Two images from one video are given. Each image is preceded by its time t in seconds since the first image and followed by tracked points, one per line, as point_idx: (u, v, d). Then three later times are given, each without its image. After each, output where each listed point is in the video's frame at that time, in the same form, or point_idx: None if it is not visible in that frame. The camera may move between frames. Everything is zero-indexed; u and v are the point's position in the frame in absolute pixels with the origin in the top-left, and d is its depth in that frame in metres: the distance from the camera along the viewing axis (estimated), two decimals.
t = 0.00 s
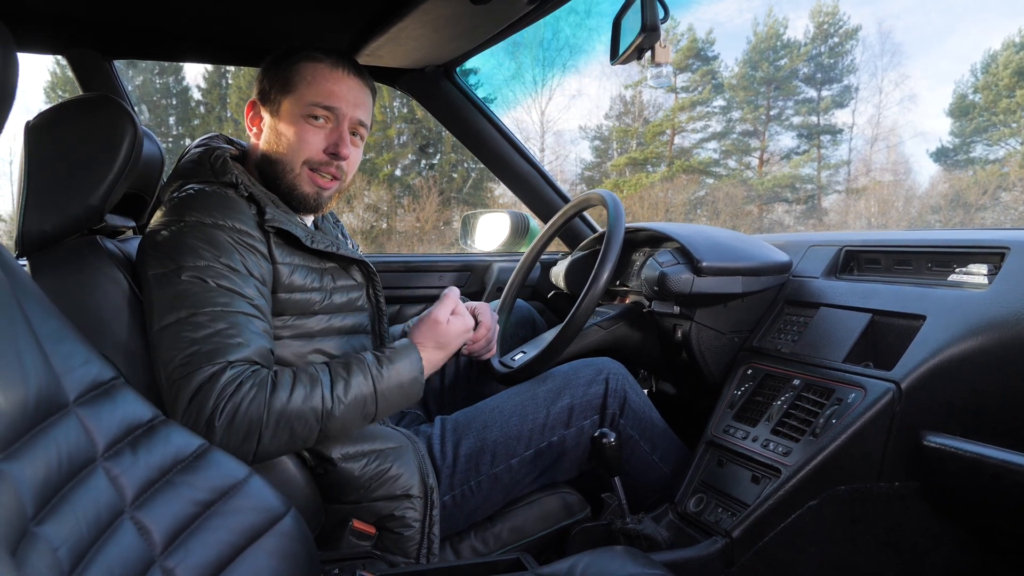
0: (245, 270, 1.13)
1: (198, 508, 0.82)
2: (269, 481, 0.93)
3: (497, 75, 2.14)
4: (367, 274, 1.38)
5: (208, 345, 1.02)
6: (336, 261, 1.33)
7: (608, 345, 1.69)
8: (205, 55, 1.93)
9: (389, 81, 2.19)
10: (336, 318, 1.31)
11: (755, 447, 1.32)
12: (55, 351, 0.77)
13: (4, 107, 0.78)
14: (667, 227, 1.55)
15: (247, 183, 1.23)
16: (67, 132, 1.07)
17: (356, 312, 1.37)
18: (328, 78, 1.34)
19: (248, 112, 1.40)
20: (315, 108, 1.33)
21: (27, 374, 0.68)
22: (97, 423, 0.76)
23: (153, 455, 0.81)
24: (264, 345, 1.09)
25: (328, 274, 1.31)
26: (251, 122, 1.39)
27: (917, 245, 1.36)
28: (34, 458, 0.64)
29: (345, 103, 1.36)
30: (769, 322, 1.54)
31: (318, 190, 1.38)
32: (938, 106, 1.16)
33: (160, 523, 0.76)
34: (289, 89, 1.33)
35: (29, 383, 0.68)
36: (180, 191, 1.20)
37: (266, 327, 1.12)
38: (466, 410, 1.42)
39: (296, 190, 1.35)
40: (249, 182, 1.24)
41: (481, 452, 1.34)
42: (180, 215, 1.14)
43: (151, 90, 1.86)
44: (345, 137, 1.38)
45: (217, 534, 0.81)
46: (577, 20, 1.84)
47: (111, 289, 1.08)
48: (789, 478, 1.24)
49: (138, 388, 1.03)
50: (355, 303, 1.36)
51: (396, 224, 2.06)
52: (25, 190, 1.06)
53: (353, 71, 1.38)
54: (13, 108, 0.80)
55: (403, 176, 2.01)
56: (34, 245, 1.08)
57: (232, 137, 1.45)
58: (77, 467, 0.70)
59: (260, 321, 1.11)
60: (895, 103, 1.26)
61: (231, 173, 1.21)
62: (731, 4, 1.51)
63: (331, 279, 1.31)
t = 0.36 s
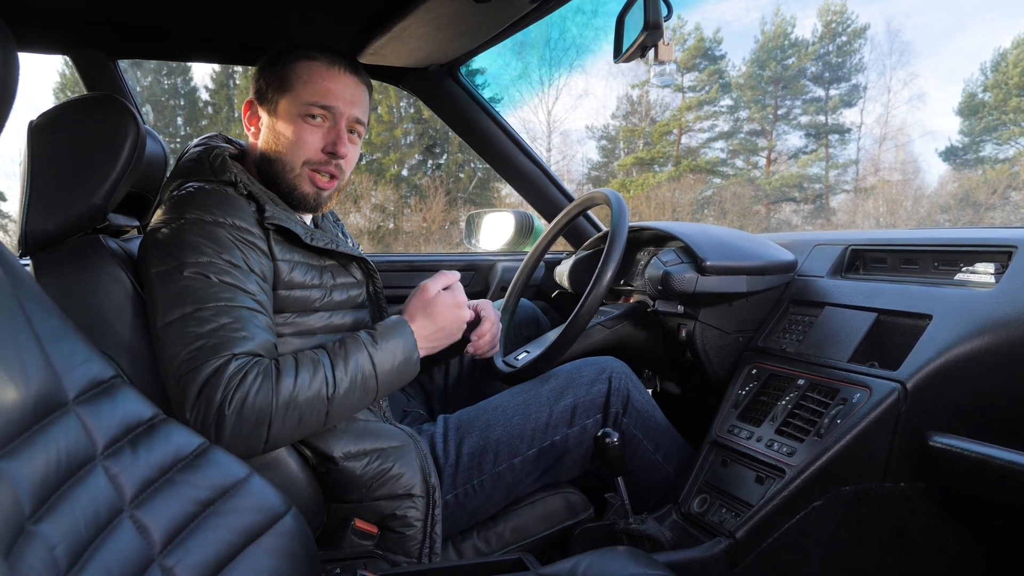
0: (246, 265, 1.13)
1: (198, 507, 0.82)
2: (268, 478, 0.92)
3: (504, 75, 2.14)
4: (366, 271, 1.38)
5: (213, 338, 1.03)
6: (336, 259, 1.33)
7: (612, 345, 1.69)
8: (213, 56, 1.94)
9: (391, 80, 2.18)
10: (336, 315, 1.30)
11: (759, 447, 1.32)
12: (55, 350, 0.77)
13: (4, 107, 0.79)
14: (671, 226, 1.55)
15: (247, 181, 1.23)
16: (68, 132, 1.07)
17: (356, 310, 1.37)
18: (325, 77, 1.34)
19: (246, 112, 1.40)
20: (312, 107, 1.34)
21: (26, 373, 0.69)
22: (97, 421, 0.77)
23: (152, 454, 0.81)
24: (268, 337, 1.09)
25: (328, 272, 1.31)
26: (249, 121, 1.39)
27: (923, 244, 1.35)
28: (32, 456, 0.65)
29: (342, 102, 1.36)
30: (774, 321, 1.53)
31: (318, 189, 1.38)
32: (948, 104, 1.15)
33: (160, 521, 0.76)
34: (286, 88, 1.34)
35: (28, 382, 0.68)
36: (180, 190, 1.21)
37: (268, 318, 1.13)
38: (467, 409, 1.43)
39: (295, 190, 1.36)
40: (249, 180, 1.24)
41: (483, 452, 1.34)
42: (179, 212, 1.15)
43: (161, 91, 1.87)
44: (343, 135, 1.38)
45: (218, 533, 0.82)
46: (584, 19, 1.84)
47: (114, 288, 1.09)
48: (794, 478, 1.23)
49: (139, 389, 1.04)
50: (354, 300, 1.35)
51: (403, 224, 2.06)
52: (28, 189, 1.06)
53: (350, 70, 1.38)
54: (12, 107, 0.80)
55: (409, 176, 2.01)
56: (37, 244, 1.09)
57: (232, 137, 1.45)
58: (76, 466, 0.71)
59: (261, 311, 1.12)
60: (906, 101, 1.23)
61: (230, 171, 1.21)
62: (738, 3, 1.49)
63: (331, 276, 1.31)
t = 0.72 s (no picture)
0: (252, 266, 1.15)
1: (195, 505, 0.82)
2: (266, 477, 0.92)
3: (511, 75, 2.13)
4: (367, 271, 1.38)
5: (228, 339, 1.04)
6: (336, 259, 1.33)
7: (613, 345, 1.69)
8: (220, 57, 1.96)
9: (393, 81, 2.18)
10: (336, 315, 1.30)
11: (759, 447, 1.31)
12: (54, 349, 0.77)
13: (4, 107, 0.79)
14: (672, 225, 1.54)
15: (248, 182, 1.23)
16: (71, 132, 1.08)
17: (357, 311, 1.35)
18: (314, 77, 1.34)
19: (240, 113, 1.41)
20: (303, 108, 1.34)
21: (23, 371, 0.69)
22: (95, 420, 0.77)
23: (150, 453, 0.81)
24: (279, 338, 1.11)
25: (328, 272, 1.31)
26: (244, 124, 1.41)
27: (925, 243, 1.34)
28: (29, 455, 0.66)
29: (333, 101, 1.36)
30: (775, 321, 1.52)
31: (313, 190, 1.38)
32: (958, 104, 1.14)
33: (157, 520, 0.76)
34: (277, 90, 1.34)
35: (25, 380, 0.69)
36: (182, 191, 1.21)
37: (276, 319, 1.14)
38: (468, 409, 1.43)
39: (290, 191, 1.36)
40: (250, 181, 1.24)
41: (483, 451, 1.34)
42: (184, 213, 1.15)
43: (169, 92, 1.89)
44: (335, 135, 1.38)
45: (215, 531, 0.82)
46: (590, 20, 1.85)
47: (116, 288, 1.09)
48: (794, 479, 1.23)
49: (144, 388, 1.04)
50: (356, 301, 1.35)
51: (409, 224, 2.07)
52: (32, 190, 1.07)
53: (341, 67, 1.37)
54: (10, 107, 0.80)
55: (416, 176, 2.00)
56: (39, 244, 1.10)
57: (232, 137, 1.46)
58: (74, 464, 0.71)
59: (270, 312, 1.13)
60: (912, 101, 1.24)
61: (231, 172, 1.22)
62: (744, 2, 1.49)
63: (332, 276, 1.31)
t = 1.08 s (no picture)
0: (255, 265, 1.15)
1: (196, 502, 0.82)
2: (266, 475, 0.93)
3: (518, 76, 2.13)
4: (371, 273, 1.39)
5: (229, 337, 1.05)
6: (340, 260, 1.33)
7: (616, 345, 1.69)
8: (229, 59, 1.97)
9: (397, 82, 2.18)
10: (340, 315, 1.30)
11: (761, 448, 1.31)
12: (56, 347, 0.78)
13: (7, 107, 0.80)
14: (674, 226, 1.54)
15: (254, 183, 1.24)
16: (76, 133, 1.09)
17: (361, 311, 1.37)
18: (345, 86, 1.33)
19: (254, 115, 1.39)
20: (334, 118, 1.34)
21: (25, 370, 0.70)
22: (97, 418, 0.77)
23: (151, 451, 0.81)
24: (282, 336, 1.12)
25: (332, 272, 1.31)
26: (260, 125, 1.38)
27: (928, 243, 1.34)
28: (29, 453, 0.66)
29: (362, 110, 1.36)
30: (778, 321, 1.52)
31: (337, 194, 1.42)
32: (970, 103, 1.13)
33: (157, 517, 0.77)
34: (306, 97, 1.32)
35: (26, 378, 0.69)
36: (187, 191, 1.22)
37: (278, 317, 1.14)
38: (470, 408, 1.43)
39: (317, 197, 1.39)
40: (256, 181, 1.25)
41: (484, 449, 1.35)
42: (188, 213, 1.16)
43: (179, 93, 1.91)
44: (362, 142, 1.40)
45: (216, 528, 0.82)
46: (599, 20, 1.87)
47: (120, 287, 1.10)
48: (795, 479, 1.22)
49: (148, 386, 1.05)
50: (359, 301, 1.35)
51: (418, 225, 2.10)
52: (37, 191, 1.08)
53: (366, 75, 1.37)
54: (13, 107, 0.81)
55: (425, 176, 2.04)
56: (45, 244, 1.11)
57: (237, 137, 1.46)
58: (74, 462, 0.72)
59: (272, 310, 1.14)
60: (923, 101, 1.23)
61: (236, 172, 1.23)
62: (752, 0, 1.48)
63: (335, 277, 1.31)
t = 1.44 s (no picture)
0: (268, 266, 1.16)
1: (200, 498, 0.83)
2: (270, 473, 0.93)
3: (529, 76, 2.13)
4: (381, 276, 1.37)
5: (246, 339, 1.05)
6: (350, 262, 1.33)
7: (621, 344, 1.66)
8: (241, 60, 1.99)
9: (403, 82, 2.20)
10: (350, 317, 1.31)
11: (765, 447, 1.31)
12: (62, 345, 0.79)
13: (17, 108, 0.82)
14: (679, 225, 1.53)
15: (266, 183, 1.25)
16: (86, 133, 1.10)
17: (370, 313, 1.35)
18: (365, 88, 1.34)
19: (275, 118, 1.36)
20: (358, 120, 1.34)
21: (30, 366, 0.71)
22: (102, 414, 0.78)
23: (155, 447, 0.82)
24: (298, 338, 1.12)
25: (342, 274, 1.31)
26: (279, 128, 1.35)
27: (935, 242, 1.33)
28: (34, 448, 0.67)
29: (382, 111, 1.37)
30: (783, 322, 1.51)
31: (359, 196, 1.42)
32: (983, 103, 1.13)
33: (162, 512, 0.77)
34: (329, 99, 1.32)
35: (32, 374, 0.70)
36: (200, 192, 1.23)
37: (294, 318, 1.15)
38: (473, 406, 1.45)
39: (341, 199, 1.38)
40: (268, 182, 1.26)
41: (489, 447, 1.35)
42: (201, 216, 1.17)
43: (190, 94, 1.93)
44: (382, 143, 1.41)
45: (220, 524, 0.82)
46: (610, 20, 1.86)
47: (128, 285, 1.12)
48: (800, 478, 1.22)
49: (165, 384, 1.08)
50: (369, 303, 1.34)
51: (429, 225, 2.08)
52: (48, 190, 1.09)
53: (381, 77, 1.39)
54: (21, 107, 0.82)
55: (435, 178, 2.04)
56: (56, 243, 1.12)
57: (249, 137, 1.47)
58: (79, 457, 0.73)
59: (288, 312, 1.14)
60: (938, 100, 1.22)
61: (249, 173, 1.24)
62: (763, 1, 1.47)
63: (345, 279, 1.31)
